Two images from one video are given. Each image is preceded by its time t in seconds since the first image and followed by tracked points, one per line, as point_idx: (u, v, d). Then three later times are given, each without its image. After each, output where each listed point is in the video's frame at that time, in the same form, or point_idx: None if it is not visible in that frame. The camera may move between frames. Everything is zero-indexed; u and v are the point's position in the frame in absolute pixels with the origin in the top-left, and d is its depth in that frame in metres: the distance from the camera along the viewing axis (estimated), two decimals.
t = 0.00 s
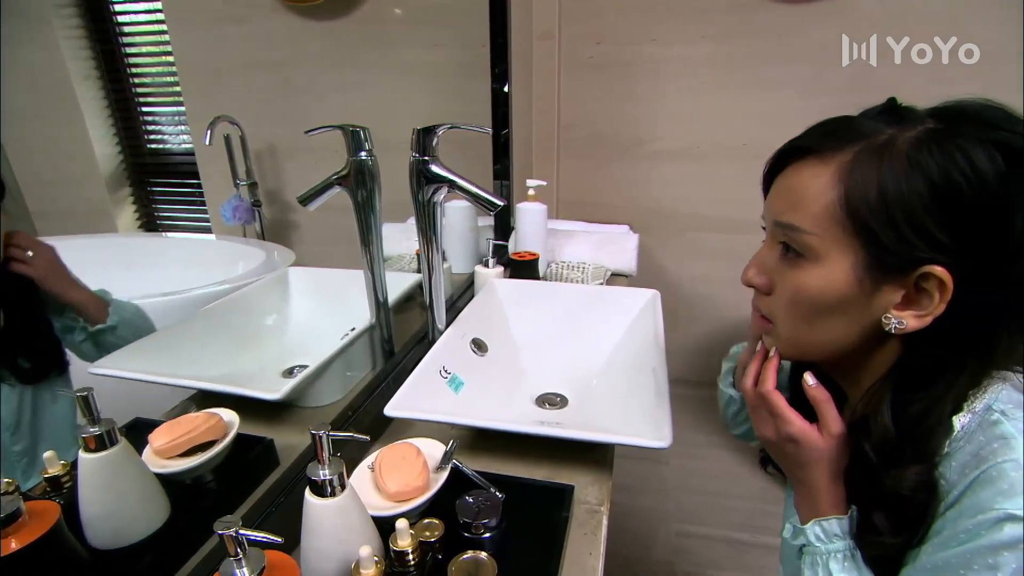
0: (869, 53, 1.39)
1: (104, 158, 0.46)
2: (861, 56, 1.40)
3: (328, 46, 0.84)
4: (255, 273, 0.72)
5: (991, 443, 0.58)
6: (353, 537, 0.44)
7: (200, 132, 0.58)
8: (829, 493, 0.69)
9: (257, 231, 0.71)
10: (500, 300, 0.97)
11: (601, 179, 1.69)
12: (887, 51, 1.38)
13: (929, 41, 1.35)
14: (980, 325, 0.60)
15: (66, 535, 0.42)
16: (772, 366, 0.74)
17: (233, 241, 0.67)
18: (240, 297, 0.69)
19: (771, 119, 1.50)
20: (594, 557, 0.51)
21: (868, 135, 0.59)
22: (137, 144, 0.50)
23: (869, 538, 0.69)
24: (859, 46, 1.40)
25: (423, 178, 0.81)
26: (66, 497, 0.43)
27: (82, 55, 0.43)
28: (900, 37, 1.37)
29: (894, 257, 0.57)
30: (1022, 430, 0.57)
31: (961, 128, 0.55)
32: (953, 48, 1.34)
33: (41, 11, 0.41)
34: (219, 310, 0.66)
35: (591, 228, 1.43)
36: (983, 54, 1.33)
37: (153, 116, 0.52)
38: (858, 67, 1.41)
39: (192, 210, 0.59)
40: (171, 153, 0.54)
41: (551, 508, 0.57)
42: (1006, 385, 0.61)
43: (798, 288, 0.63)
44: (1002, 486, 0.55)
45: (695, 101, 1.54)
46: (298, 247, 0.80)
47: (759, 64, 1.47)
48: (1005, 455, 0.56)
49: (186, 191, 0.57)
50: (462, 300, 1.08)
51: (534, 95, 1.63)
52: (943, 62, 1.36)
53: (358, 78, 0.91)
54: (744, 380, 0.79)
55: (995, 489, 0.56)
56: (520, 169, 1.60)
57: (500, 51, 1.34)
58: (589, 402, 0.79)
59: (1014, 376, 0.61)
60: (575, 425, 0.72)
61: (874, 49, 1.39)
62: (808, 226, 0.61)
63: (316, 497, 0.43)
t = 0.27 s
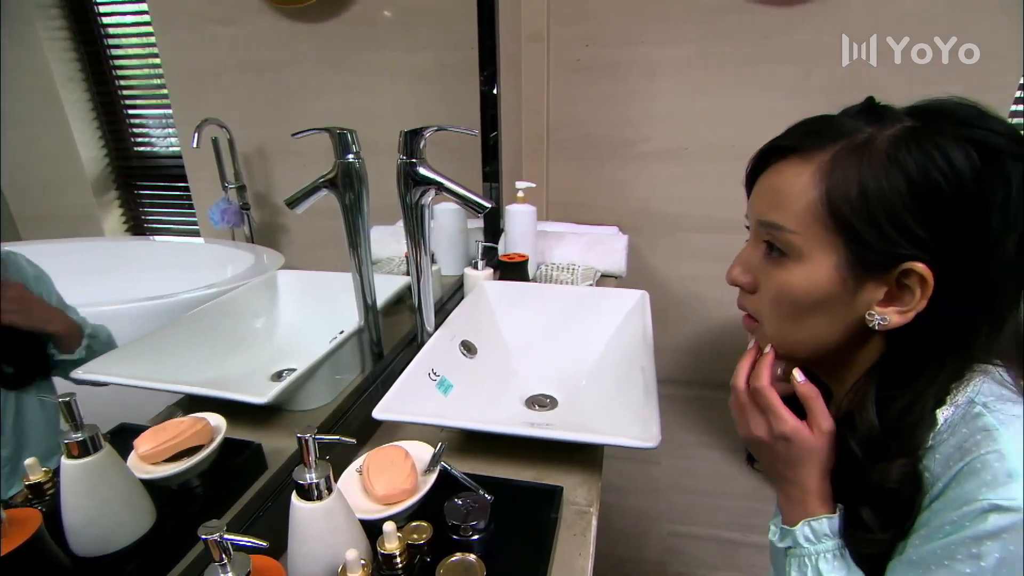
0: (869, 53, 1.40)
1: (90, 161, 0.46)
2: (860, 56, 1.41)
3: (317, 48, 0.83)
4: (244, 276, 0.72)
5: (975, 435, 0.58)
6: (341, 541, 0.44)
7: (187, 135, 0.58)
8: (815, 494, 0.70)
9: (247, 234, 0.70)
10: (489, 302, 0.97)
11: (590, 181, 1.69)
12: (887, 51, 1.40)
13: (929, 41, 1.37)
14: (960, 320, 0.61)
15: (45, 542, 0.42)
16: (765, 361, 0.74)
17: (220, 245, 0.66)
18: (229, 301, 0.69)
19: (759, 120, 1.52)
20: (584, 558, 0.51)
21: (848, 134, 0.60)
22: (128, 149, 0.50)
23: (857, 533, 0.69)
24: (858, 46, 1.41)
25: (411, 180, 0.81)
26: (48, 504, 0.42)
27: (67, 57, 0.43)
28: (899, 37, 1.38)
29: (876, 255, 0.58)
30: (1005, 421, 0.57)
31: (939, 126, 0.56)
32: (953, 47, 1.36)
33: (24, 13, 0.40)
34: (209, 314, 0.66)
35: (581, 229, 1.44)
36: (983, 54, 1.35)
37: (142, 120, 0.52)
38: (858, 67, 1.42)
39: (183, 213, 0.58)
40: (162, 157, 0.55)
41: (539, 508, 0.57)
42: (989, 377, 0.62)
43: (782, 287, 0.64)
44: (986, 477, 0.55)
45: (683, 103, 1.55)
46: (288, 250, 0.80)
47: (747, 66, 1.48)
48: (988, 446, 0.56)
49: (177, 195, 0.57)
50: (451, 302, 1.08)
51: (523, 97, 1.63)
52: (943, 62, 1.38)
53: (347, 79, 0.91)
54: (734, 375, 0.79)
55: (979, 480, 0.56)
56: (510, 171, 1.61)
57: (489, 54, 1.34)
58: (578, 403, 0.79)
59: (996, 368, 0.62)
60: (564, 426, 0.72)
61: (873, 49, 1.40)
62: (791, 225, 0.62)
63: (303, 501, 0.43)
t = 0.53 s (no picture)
0: (869, 53, 1.41)
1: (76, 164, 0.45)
2: (861, 56, 1.42)
3: (305, 51, 0.83)
4: (234, 280, 0.71)
5: (956, 431, 0.60)
6: (328, 544, 0.43)
7: (175, 138, 0.58)
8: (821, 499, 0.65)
9: (236, 238, 0.69)
10: (479, 305, 0.97)
11: (580, 183, 1.70)
12: (887, 51, 1.41)
13: (929, 41, 1.38)
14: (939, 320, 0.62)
15: (25, 550, 0.41)
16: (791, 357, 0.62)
17: (209, 249, 0.65)
18: (218, 305, 0.69)
19: (747, 122, 1.53)
20: (574, 559, 0.51)
21: (831, 135, 0.61)
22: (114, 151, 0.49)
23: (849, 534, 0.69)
24: (859, 46, 1.41)
25: (399, 183, 0.81)
26: (30, 512, 0.41)
27: (52, 58, 0.43)
28: (899, 37, 1.39)
29: (858, 255, 0.58)
30: (984, 418, 0.59)
31: (918, 128, 0.57)
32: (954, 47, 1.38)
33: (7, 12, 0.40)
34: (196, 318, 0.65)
35: (571, 231, 1.44)
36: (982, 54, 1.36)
37: (127, 122, 0.52)
38: (858, 67, 1.43)
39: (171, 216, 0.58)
40: (147, 160, 0.54)
41: (529, 510, 0.57)
42: (965, 376, 0.64)
43: (766, 288, 0.64)
44: (969, 472, 0.57)
45: (673, 105, 1.56)
46: (277, 253, 0.80)
47: (735, 68, 1.49)
48: (970, 442, 0.58)
49: (165, 199, 0.57)
50: (441, 304, 1.08)
51: (512, 99, 1.63)
52: (943, 62, 1.40)
53: (335, 82, 0.91)
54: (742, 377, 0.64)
55: (961, 475, 0.57)
56: (499, 173, 1.61)
57: (477, 57, 1.35)
58: (567, 405, 0.79)
59: (971, 367, 0.64)
60: (554, 428, 0.72)
61: (874, 49, 1.41)
62: (774, 226, 0.62)
63: (289, 505, 0.43)
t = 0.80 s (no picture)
0: (869, 53, 1.42)
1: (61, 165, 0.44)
2: (860, 56, 1.43)
3: (296, 52, 0.83)
4: (227, 282, 0.71)
5: (956, 432, 0.64)
6: (318, 545, 0.43)
7: (164, 138, 0.58)
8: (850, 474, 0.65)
9: (226, 239, 0.69)
10: (471, 305, 0.97)
11: (572, 183, 1.70)
12: (887, 51, 1.41)
13: (929, 41, 1.39)
14: (922, 320, 0.63)
15: (12, 555, 0.41)
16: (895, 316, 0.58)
17: (202, 250, 0.65)
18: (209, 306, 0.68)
19: (738, 122, 1.54)
20: (565, 559, 0.51)
21: (818, 135, 0.61)
22: (101, 152, 0.48)
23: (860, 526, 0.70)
24: (858, 47, 1.42)
25: (389, 183, 0.81)
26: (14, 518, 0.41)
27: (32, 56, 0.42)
28: (899, 37, 1.40)
29: (842, 256, 0.59)
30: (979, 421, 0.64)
31: (903, 130, 0.58)
32: (953, 47, 1.38)
33: None
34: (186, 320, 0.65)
35: (562, 231, 1.44)
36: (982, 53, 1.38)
37: (116, 122, 0.51)
38: (857, 67, 1.44)
39: (161, 219, 0.57)
40: (137, 161, 0.53)
41: (521, 511, 0.56)
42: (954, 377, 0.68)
43: (751, 286, 0.65)
44: (969, 471, 0.61)
45: (664, 106, 1.56)
46: (268, 254, 0.79)
47: (726, 68, 1.50)
48: (970, 443, 0.63)
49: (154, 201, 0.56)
50: (433, 305, 1.08)
51: (504, 99, 1.63)
52: (943, 62, 1.40)
53: (326, 83, 0.91)
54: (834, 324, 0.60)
55: (962, 474, 0.62)
56: (491, 173, 1.60)
57: (468, 57, 1.34)
58: (559, 405, 0.79)
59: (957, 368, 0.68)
60: (546, 428, 0.72)
61: (873, 50, 1.42)
62: (760, 225, 0.63)
63: (277, 507, 0.43)
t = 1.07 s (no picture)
0: (869, 53, 1.43)
1: (49, 167, 0.44)
2: (860, 56, 1.43)
3: (283, 52, 0.82)
4: (215, 284, 0.70)
5: (929, 437, 0.62)
6: (306, 546, 0.43)
7: (152, 139, 0.58)
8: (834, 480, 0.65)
9: (215, 240, 0.70)
10: (460, 305, 0.97)
11: (563, 183, 1.70)
12: (887, 51, 1.42)
13: (929, 42, 1.40)
14: (895, 323, 0.64)
15: None
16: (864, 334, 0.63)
17: (192, 251, 0.65)
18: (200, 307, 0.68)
19: (727, 122, 1.54)
20: (554, 558, 0.51)
21: (796, 140, 0.62)
22: (87, 153, 0.48)
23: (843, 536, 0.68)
24: (858, 47, 1.43)
25: (377, 183, 0.81)
26: None
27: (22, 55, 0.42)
28: (899, 37, 1.41)
29: (819, 259, 0.59)
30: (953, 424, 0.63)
31: (879, 136, 0.58)
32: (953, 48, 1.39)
33: None
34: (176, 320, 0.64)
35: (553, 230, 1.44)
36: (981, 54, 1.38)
37: (103, 122, 0.51)
38: (858, 66, 1.44)
39: (148, 220, 0.58)
40: (124, 161, 0.54)
41: (510, 510, 0.56)
42: (927, 378, 0.67)
43: (730, 290, 0.65)
44: (945, 480, 0.60)
45: (654, 106, 1.57)
46: (258, 254, 0.79)
47: (715, 68, 1.50)
48: (945, 449, 0.61)
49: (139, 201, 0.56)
50: (423, 304, 1.08)
51: (494, 99, 1.63)
52: (943, 62, 1.41)
53: (315, 82, 0.90)
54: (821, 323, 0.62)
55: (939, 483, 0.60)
56: (481, 173, 1.60)
57: (459, 57, 1.34)
58: (549, 404, 0.79)
59: (931, 369, 0.67)
60: (537, 427, 0.72)
61: (873, 49, 1.43)
62: (739, 229, 0.63)
63: (263, 508, 0.43)
